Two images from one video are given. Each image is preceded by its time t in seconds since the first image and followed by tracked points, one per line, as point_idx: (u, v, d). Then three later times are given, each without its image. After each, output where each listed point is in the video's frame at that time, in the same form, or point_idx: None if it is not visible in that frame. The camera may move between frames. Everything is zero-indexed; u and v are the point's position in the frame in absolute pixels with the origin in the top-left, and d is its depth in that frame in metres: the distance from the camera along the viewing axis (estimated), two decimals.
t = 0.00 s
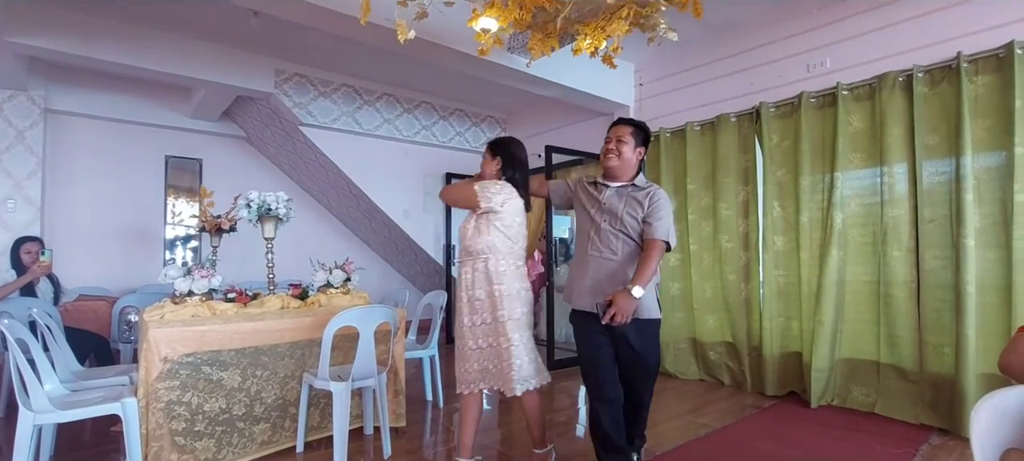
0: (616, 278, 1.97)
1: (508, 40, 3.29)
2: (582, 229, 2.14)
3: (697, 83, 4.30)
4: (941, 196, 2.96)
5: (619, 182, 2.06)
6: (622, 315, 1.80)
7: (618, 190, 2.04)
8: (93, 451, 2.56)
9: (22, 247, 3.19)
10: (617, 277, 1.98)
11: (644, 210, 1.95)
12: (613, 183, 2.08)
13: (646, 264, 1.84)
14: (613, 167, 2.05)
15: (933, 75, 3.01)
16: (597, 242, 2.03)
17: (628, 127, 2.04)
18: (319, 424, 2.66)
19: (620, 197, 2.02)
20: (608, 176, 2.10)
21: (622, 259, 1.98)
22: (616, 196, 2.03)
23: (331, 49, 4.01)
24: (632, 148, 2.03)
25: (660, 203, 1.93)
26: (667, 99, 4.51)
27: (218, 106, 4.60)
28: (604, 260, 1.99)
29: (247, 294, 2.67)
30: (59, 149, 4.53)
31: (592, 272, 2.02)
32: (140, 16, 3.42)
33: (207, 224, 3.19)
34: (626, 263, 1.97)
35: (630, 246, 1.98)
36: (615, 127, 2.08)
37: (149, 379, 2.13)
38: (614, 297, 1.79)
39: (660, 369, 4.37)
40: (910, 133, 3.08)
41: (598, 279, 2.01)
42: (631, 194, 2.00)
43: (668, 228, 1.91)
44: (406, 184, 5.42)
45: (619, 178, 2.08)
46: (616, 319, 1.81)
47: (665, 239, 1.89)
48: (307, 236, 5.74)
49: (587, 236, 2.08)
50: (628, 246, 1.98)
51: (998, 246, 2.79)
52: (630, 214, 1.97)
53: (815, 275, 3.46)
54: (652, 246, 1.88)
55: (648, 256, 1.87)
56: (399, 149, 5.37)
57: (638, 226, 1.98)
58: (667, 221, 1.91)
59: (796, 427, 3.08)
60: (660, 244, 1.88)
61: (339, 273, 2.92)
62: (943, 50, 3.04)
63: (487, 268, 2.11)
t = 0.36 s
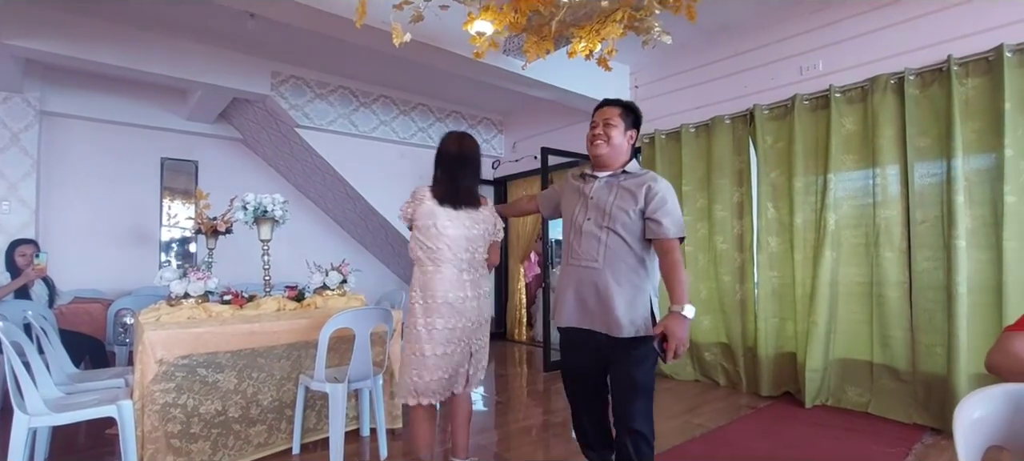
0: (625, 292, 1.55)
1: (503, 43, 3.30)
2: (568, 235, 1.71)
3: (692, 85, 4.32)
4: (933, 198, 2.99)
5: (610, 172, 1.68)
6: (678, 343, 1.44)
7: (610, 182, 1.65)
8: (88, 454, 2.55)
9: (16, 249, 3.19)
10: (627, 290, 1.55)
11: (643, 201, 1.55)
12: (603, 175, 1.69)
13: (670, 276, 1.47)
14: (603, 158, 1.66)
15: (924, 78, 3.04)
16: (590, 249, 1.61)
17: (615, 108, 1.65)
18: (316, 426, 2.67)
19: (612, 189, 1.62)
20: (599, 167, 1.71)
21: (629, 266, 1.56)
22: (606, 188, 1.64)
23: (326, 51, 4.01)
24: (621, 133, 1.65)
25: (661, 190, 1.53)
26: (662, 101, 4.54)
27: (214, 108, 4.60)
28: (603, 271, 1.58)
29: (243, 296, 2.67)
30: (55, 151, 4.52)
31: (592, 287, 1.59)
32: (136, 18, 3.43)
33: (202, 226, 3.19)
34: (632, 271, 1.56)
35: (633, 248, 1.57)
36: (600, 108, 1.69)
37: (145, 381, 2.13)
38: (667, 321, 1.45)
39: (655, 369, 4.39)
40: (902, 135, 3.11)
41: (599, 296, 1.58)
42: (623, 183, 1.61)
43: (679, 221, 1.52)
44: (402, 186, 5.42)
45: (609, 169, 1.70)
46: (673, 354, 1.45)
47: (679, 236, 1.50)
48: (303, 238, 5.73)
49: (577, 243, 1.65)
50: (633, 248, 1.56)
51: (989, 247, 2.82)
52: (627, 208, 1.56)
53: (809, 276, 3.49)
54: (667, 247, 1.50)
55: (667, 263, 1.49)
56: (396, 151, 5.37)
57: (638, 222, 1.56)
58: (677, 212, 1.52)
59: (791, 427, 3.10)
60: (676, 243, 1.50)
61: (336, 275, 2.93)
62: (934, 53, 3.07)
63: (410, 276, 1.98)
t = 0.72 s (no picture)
0: (588, 295, 1.31)
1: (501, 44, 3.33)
2: (535, 232, 1.48)
3: (688, 85, 4.37)
4: (923, 196, 3.04)
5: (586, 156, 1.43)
6: (638, 358, 1.16)
7: (584, 169, 1.41)
8: (91, 452, 2.58)
9: (16, 250, 3.20)
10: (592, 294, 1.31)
11: (618, 189, 1.31)
12: (576, 160, 1.45)
13: (638, 275, 1.22)
14: (578, 139, 1.42)
15: (915, 79, 3.09)
16: (557, 249, 1.37)
17: (594, 81, 1.41)
18: (316, 423, 2.70)
19: (584, 178, 1.39)
20: (574, 151, 1.46)
21: (596, 266, 1.32)
22: (578, 176, 1.40)
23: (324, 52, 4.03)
24: (599, 109, 1.40)
25: (638, 175, 1.29)
26: (658, 101, 4.57)
27: (212, 108, 4.62)
28: (570, 273, 1.34)
29: (243, 295, 2.69)
30: (54, 151, 4.53)
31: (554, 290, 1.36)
32: (135, 19, 3.44)
33: (202, 226, 3.20)
34: (599, 273, 1.32)
35: (603, 245, 1.33)
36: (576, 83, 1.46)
37: (147, 379, 2.16)
38: (626, 329, 1.17)
39: (652, 367, 4.44)
40: (893, 135, 3.17)
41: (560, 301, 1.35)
42: (596, 170, 1.37)
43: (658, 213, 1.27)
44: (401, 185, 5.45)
45: (583, 153, 1.45)
46: (633, 373, 1.17)
47: (655, 231, 1.25)
48: (302, 237, 5.75)
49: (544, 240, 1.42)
50: (601, 245, 1.32)
51: (978, 245, 2.87)
52: (599, 198, 1.33)
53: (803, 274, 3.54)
54: (638, 242, 1.24)
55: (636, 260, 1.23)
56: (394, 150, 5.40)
57: (612, 215, 1.32)
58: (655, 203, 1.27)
59: (784, 422, 3.15)
60: (648, 237, 1.24)
61: (335, 274, 2.96)
62: (925, 54, 3.12)
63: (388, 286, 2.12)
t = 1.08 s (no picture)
0: (535, 319, 1.11)
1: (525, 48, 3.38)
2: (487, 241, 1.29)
3: (710, 85, 4.36)
4: (953, 196, 2.99)
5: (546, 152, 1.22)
6: (599, 402, 1.01)
7: (540, 169, 1.20)
8: (134, 442, 2.71)
9: (64, 249, 3.37)
10: (541, 316, 1.12)
11: (568, 193, 1.11)
12: (534, 158, 1.24)
13: (595, 298, 1.04)
14: (541, 135, 1.22)
15: (944, 76, 3.05)
16: (500, 262, 1.19)
17: (564, 72, 1.22)
18: (346, 417, 2.79)
19: (537, 180, 1.19)
20: (535, 147, 1.26)
21: (546, 283, 1.12)
22: (530, 177, 1.21)
23: (351, 58, 4.13)
24: (568, 100, 1.21)
25: (591, 173, 1.08)
26: (680, 102, 4.57)
27: (244, 113, 4.77)
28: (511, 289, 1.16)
29: (277, 294, 2.79)
30: (96, 156, 4.74)
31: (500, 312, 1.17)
32: (172, 29, 3.59)
33: (237, 227, 3.32)
34: (550, 292, 1.12)
35: (555, 258, 1.13)
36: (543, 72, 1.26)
37: (189, 373, 2.27)
38: (587, 368, 1.02)
39: (675, 366, 4.44)
40: (921, 133, 3.12)
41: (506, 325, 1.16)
42: (549, 170, 1.17)
43: (616, 219, 1.06)
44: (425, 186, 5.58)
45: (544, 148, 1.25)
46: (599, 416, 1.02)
47: (609, 239, 1.05)
48: (330, 237, 5.89)
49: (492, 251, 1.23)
50: (552, 259, 1.13)
51: (1009, 246, 2.82)
52: (548, 203, 1.12)
53: (828, 274, 3.51)
54: (593, 257, 1.05)
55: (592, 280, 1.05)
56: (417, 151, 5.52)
57: (562, 221, 1.12)
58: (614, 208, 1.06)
59: (807, 423, 3.14)
60: (604, 249, 1.05)
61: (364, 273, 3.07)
62: (954, 51, 3.07)
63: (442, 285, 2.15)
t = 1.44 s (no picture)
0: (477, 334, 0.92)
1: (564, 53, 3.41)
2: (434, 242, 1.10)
3: (754, 86, 4.27)
4: (1018, 198, 2.85)
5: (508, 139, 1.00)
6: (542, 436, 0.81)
7: (496, 159, 0.98)
8: (193, 432, 2.87)
9: (132, 250, 3.61)
10: (488, 329, 0.92)
11: (525, 186, 0.91)
12: (495, 147, 1.01)
13: (543, 311, 0.83)
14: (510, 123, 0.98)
15: (1007, 72, 2.91)
16: (442, 261, 1.00)
17: (540, 46, 0.97)
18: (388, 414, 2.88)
19: (490, 170, 0.98)
20: (499, 136, 1.03)
21: (494, 290, 0.93)
22: (485, 165, 1.00)
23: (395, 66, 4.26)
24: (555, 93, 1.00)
25: (553, 165, 0.88)
26: (722, 103, 4.50)
27: (295, 121, 4.99)
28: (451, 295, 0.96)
29: (326, 293, 2.90)
30: (159, 163, 5.05)
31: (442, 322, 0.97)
32: (230, 43, 3.81)
33: (286, 230, 3.48)
34: (499, 302, 0.93)
35: (506, 262, 0.93)
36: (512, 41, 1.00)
37: (246, 367, 2.41)
38: (526, 393, 0.83)
39: (717, 373, 4.36)
40: (981, 132, 2.98)
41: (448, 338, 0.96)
42: (506, 157, 0.96)
43: (576, 218, 0.86)
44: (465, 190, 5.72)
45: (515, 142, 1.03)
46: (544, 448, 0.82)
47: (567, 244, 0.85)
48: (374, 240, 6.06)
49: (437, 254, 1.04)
50: (502, 263, 0.92)
51: None
52: (497, 197, 0.93)
53: (880, 280, 3.38)
54: (546, 261, 0.85)
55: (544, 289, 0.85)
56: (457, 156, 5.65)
57: (515, 219, 0.92)
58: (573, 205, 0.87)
59: (856, 434, 3.04)
60: (561, 254, 0.86)
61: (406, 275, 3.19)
62: (1017, 47, 2.93)
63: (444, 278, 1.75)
